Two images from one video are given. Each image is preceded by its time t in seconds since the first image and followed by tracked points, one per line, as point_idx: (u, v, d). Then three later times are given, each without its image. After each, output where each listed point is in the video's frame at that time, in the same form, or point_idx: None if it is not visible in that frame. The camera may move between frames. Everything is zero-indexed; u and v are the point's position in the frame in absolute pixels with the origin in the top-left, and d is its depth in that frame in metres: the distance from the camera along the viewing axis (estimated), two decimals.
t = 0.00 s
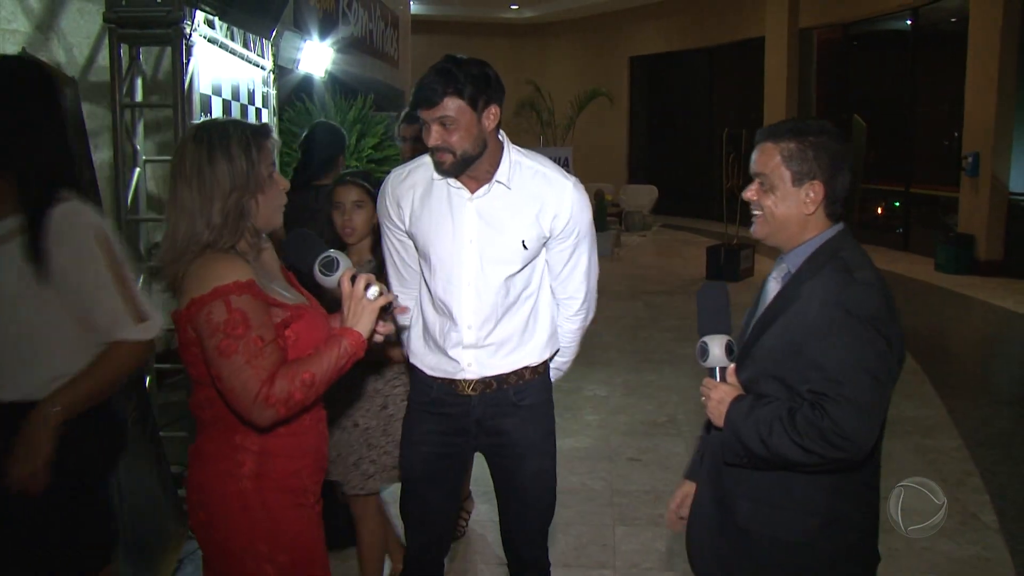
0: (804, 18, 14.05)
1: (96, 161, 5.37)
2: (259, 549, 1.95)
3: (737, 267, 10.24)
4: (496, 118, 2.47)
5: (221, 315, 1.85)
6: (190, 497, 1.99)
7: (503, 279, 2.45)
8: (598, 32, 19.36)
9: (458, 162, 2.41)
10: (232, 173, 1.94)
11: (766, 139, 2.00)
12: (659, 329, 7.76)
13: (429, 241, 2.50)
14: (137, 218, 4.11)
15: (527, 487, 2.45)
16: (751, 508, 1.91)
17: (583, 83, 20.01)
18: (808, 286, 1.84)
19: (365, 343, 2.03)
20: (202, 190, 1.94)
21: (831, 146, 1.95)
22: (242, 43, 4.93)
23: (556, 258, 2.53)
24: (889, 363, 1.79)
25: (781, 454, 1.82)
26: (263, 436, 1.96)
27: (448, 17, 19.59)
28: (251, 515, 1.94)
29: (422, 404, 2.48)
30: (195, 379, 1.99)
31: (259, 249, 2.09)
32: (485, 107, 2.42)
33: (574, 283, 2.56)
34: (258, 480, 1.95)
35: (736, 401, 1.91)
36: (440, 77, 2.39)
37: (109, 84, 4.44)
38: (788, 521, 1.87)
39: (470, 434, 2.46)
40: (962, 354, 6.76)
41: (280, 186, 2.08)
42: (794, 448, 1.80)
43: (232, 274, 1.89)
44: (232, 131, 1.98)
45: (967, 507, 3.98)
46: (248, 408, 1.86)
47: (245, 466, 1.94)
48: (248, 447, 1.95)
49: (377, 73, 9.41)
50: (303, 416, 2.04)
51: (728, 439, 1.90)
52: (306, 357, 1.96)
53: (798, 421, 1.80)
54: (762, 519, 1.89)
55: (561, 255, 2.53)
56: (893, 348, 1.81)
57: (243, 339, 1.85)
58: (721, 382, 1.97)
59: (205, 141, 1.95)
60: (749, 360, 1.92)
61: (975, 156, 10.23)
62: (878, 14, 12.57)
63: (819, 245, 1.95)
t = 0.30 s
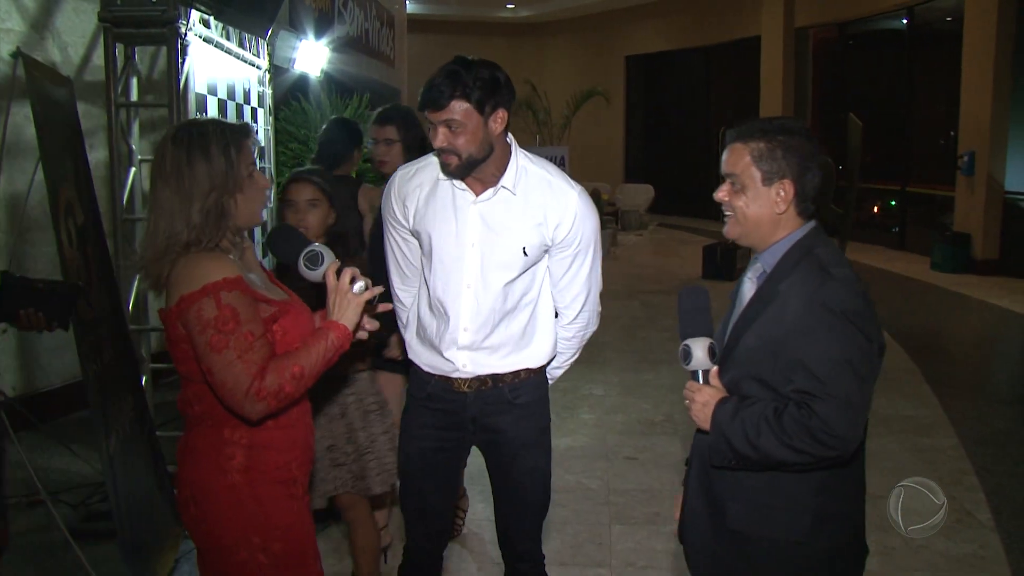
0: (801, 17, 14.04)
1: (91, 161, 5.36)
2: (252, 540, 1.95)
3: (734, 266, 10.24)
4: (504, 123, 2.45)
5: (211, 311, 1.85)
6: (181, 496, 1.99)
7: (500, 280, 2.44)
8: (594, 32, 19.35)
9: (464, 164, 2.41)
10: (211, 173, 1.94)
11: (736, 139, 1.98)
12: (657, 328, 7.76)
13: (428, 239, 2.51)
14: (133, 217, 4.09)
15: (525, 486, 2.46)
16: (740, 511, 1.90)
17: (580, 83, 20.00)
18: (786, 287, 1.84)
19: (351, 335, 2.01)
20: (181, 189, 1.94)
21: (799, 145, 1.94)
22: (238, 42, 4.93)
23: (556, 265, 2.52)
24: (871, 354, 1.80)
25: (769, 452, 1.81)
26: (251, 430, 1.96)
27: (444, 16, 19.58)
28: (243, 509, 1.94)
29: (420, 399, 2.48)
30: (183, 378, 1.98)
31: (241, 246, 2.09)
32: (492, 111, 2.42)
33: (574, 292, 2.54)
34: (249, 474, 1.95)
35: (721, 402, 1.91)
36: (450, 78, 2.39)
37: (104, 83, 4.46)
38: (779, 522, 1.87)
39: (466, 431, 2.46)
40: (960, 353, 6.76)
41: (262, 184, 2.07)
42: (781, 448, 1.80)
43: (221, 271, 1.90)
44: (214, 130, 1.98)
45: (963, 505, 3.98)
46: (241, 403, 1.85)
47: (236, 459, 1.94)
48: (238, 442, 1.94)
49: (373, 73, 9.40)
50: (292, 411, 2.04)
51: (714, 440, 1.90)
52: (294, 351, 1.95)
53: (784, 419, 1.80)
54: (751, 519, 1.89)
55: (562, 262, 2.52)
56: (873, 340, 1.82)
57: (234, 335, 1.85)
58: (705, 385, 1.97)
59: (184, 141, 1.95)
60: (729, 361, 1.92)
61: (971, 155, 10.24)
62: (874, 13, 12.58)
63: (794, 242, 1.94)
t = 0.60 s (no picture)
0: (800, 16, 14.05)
1: (91, 160, 5.35)
2: (240, 537, 1.95)
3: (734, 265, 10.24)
4: (507, 118, 2.46)
5: (202, 306, 1.85)
6: (170, 494, 1.99)
7: (497, 278, 2.43)
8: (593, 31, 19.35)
9: (465, 158, 2.41)
10: (178, 185, 1.94)
11: (712, 138, 1.94)
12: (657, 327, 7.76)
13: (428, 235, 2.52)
14: (132, 217, 4.09)
15: (524, 485, 2.46)
16: (718, 517, 1.89)
17: (579, 82, 19.99)
18: (760, 291, 1.80)
19: (342, 336, 2.02)
20: (175, 187, 1.94)
21: (777, 143, 1.89)
22: (236, 41, 4.92)
23: (558, 266, 2.49)
24: (850, 365, 1.76)
25: (744, 459, 1.79)
26: (236, 428, 1.95)
27: (443, 15, 19.57)
28: (231, 504, 1.94)
29: (420, 395, 2.50)
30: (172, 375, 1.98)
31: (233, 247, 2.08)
32: (494, 107, 2.42)
33: (577, 296, 2.49)
34: (234, 472, 1.94)
35: (699, 411, 1.88)
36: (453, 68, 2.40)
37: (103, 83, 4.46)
38: (760, 529, 1.85)
39: (464, 429, 2.46)
40: (960, 351, 6.76)
41: (255, 190, 2.05)
42: (755, 458, 1.78)
43: (212, 266, 1.89)
44: (191, 134, 1.98)
45: (963, 503, 3.99)
46: (227, 398, 1.85)
47: (219, 459, 1.93)
48: (223, 440, 1.94)
49: (372, 72, 9.39)
50: (277, 409, 2.02)
51: (693, 448, 1.87)
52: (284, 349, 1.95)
53: (760, 429, 1.77)
54: (729, 525, 1.88)
55: (564, 264, 2.48)
56: (850, 347, 1.78)
57: (224, 330, 1.85)
58: (683, 393, 1.93)
59: (176, 139, 1.96)
60: (708, 369, 1.90)
61: (970, 153, 10.23)
62: (873, 12, 12.58)
63: (772, 243, 1.91)
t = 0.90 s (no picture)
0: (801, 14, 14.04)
1: (93, 160, 5.36)
2: (207, 540, 1.94)
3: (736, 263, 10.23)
4: (510, 107, 2.49)
5: (172, 306, 1.86)
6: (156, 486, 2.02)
7: (503, 273, 2.43)
8: (595, 30, 19.35)
9: (472, 147, 2.43)
10: (210, 183, 1.95)
11: (697, 133, 1.92)
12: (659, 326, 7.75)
13: (427, 231, 2.54)
14: (135, 216, 4.10)
15: (528, 486, 2.46)
16: (682, 519, 1.91)
17: (581, 80, 19.99)
18: (731, 294, 1.79)
19: (316, 355, 1.94)
20: (185, 186, 1.96)
21: (765, 141, 1.87)
22: (238, 41, 4.91)
23: (562, 261, 2.50)
24: (805, 385, 1.71)
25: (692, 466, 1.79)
26: (211, 430, 1.94)
27: (445, 15, 19.57)
28: (199, 506, 1.93)
29: (423, 398, 2.49)
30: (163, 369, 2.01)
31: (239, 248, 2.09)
32: (499, 95, 2.45)
33: (582, 293, 2.49)
34: (204, 473, 1.93)
35: (662, 409, 1.88)
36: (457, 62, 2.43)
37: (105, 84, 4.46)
38: (723, 540, 1.83)
39: (467, 431, 2.46)
40: (963, 350, 6.75)
41: (273, 192, 2.08)
42: (701, 468, 1.78)
43: (199, 269, 1.91)
44: (218, 138, 1.99)
45: (966, 502, 3.98)
46: (188, 401, 1.86)
47: (195, 459, 1.93)
48: (196, 440, 1.94)
49: (373, 71, 9.40)
50: (257, 413, 1.99)
51: (652, 447, 1.88)
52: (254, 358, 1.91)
53: (710, 437, 1.76)
54: (691, 532, 1.88)
55: (567, 259, 2.49)
56: (811, 367, 1.72)
57: (189, 334, 1.85)
58: (656, 390, 1.93)
59: (189, 140, 1.97)
60: (679, 370, 1.91)
61: (972, 151, 10.22)
62: (875, 10, 12.57)
63: (759, 242, 1.90)
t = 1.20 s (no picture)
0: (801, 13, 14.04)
1: (94, 161, 5.36)
2: (197, 542, 1.94)
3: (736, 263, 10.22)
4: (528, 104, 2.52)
5: (173, 307, 1.87)
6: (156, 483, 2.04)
7: (506, 272, 2.45)
8: (594, 30, 19.37)
9: (508, 149, 2.43)
10: (208, 181, 1.99)
11: (691, 130, 1.92)
12: (659, 326, 7.75)
13: (427, 233, 2.52)
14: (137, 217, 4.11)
15: (534, 485, 2.46)
16: (665, 522, 1.90)
17: (581, 80, 19.99)
18: (717, 296, 1.78)
19: (312, 364, 1.91)
20: (188, 187, 2.00)
21: (759, 141, 1.86)
22: (239, 41, 4.91)
23: (560, 252, 2.54)
24: (784, 394, 1.69)
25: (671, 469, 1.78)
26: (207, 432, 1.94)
27: (445, 15, 19.58)
28: (190, 507, 1.93)
29: (428, 401, 2.48)
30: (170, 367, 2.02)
31: (252, 251, 2.10)
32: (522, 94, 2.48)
33: (581, 285, 2.55)
34: (196, 476, 1.93)
35: (645, 411, 1.89)
36: (471, 61, 2.38)
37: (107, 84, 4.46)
38: (704, 543, 1.82)
39: (475, 431, 2.46)
40: (961, 349, 6.75)
41: (279, 182, 2.07)
42: (676, 472, 1.77)
43: (204, 272, 1.92)
44: (213, 138, 2.02)
45: (967, 501, 3.98)
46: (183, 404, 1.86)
47: (188, 461, 1.94)
48: (193, 440, 1.94)
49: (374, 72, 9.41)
50: (256, 419, 1.97)
51: (633, 448, 1.88)
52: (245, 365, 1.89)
53: (689, 440, 1.75)
54: (673, 533, 1.88)
55: (568, 249, 2.53)
56: (791, 375, 1.70)
57: (188, 335, 1.85)
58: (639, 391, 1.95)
59: (190, 146, 2.01)
60: (665, 371, 1.91)
61: (973, 150, 10.21)
62: (874, 9, 12.58)
63: (748, 243, 1.90)
